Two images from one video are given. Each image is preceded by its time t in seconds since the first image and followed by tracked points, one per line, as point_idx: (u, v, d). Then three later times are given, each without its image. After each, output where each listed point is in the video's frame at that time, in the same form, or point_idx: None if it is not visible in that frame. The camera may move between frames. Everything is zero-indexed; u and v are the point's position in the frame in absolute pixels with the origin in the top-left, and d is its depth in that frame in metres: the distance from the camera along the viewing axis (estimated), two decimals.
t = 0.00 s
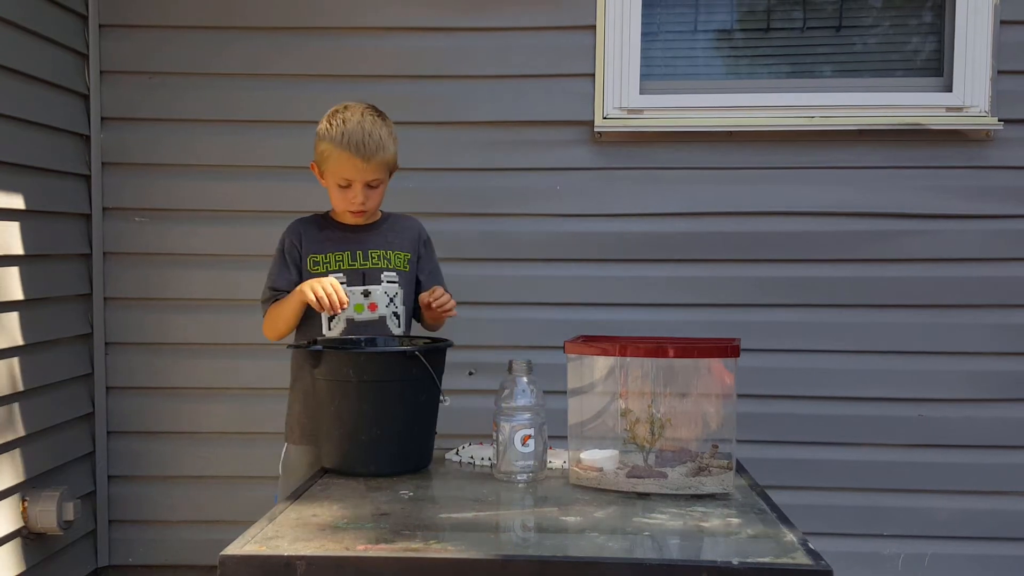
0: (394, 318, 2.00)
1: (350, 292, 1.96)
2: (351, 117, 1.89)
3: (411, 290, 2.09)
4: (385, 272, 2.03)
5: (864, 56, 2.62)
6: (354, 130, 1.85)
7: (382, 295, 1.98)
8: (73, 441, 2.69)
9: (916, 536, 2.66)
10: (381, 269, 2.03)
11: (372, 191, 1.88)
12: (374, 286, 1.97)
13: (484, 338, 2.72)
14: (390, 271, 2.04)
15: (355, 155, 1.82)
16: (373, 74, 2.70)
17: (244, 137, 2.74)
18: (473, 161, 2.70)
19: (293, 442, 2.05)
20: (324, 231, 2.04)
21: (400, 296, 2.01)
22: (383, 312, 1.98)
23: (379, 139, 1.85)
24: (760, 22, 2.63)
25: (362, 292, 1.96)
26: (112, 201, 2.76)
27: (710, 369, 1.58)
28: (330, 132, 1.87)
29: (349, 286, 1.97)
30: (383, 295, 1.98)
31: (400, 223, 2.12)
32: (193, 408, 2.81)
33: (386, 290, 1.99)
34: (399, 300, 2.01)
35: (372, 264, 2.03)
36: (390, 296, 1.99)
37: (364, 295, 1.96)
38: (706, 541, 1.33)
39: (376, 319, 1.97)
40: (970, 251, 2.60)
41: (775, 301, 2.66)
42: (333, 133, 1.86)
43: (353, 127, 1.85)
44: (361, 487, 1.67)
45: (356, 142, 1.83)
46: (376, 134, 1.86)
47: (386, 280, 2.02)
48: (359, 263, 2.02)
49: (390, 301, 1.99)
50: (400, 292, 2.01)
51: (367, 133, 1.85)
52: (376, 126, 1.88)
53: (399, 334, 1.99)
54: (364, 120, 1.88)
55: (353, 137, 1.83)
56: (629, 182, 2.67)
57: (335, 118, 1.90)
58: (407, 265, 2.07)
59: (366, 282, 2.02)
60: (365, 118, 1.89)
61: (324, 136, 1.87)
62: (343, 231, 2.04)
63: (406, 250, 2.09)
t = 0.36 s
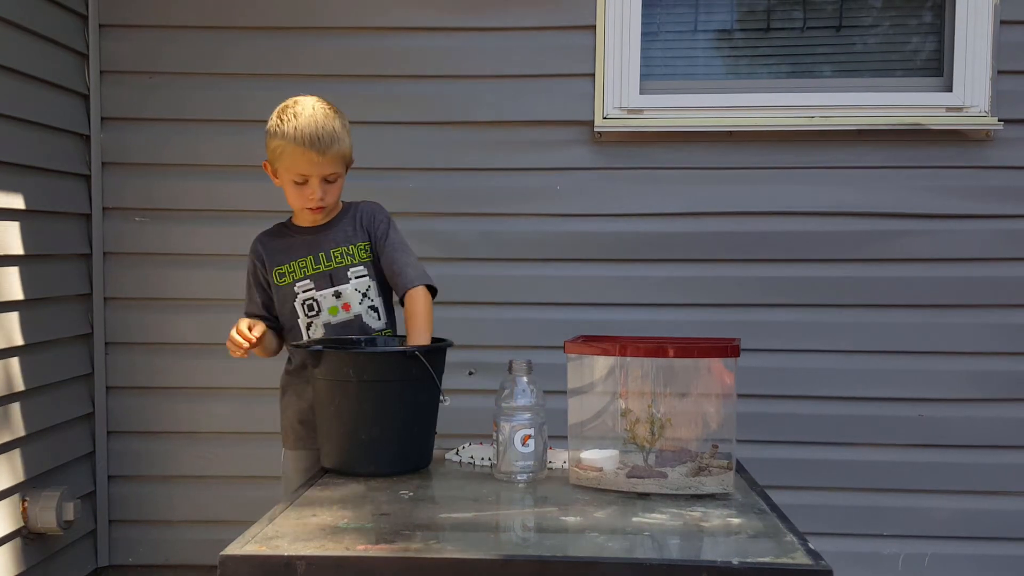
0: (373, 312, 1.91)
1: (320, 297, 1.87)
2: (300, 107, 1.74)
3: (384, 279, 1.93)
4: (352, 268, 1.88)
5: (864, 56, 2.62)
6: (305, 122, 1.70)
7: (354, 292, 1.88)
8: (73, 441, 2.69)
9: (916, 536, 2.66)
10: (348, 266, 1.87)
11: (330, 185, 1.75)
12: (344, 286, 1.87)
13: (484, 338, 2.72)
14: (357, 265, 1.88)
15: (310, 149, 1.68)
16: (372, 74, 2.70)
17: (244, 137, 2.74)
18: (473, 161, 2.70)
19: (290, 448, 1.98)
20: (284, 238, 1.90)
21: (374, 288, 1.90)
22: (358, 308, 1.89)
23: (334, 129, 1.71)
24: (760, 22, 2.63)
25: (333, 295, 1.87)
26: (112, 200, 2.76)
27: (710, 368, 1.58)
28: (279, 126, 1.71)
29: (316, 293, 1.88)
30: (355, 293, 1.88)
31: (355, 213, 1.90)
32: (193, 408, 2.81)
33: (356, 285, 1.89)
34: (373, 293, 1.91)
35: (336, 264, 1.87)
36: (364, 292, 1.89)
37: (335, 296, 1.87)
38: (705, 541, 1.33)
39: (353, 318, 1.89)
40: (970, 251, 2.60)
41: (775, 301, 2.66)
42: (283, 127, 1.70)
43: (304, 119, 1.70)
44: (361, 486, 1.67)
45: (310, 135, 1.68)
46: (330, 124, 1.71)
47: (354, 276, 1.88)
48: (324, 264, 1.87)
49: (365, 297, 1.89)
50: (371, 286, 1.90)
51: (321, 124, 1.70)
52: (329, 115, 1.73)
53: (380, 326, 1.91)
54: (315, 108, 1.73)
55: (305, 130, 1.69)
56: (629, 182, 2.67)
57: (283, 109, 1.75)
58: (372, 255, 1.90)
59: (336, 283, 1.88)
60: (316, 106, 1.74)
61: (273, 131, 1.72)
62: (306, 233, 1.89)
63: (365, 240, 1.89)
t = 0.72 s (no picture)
0: (356, 325, 1.84)
1: (303, 306, 1.85)
2: (290, 119, 1.74)
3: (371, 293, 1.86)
4: (336, 280, 1.83)
5: (864, 56, 2.62)
6: (293, 134, 1.70)
7: (336, 304, 1.83)
8: (73, 441, 2.69)
9: (915, 536, 2.66)
10: (332, 276, 1.83)
11: (323, 196, 1.74)
12: (327, 297, 1.84)
13: (484, 338, 2.72)
14: (342, 277, 1.83)
15: (300, 160, 1.68)
16: (372, 74, 2.70)
17: (244, 137, 2.74)
18: (473, 161, 2.70)
19: (289, 450, 1.98)
20: (277, 240, 1.89)
21: (359, 301, 1.85)
22: (340, 321, 1.84)
23: (322, 138, 1.70)
24: (760, 22, 2.63)
25: (315, 304, 1.84)
26: (112, 200, 2.76)
27: (710, 369, 1.58)
28: (269, 139, 1.71)
29: (300, 301, 1.85)
30: (337, 305, 1.83)
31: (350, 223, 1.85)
32: (193, 408, 2.81)
33: (339, 298, 1.83)
34: (357, 306, 1.85)
35: (321, 274, 1.84)
36: (347, 305, 1.84)
37: (317, 307, 1.84)
38: (705, 541, 1.33)
39: (334, 330, 1.84)
40: (970, 251, 2.60)
41: (775, 301, 2.66)
42: (273, 139, 1.71)
43: (293, 131, 1.70)
44: (361, 486, 1.67)
45: (298, 147, 1.68)
46: (317, 134, 1.71)
47: (338, 288, 1.83)
48: (310, 273, 1.84)
49: (348, 310, 1.84)
50: (354, 299, 1.84)
51: (309, 134, 1.70)
52: (319, 126, 1.73)
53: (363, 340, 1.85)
54: (305, 120, 1.73)
55: (293, 141, 1.68)
56: (629, 181, 2.67)
57: (273, 123, 1.75)
58: (358, 269, 1.84)
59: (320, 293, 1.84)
60: (305, 117, 1.74)
61: (265, 143, 1.72)
62: (298, 238, 1.86)
63: (353, 252, 1.84)
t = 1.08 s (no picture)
0: (356, 327, 1.85)
1: (303, 307, 1.84)
2: (294, 122, 1.73)
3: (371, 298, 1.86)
4: (337, 283, 1.83)
5: (865, 56, 2.61)
6: (298, 137, 1.69)
7: (338, 307, 1.83)
8: (73, 442, 2.69)
9: (916, 536, 2.66)
10: (333, 280, 1.83)
11: (327, 199, 1.73)
12: (328, 300, 1.83)
13: (483, 338, 2.72)
14: (342, 280, 1.83)
15: (304, 164, 1.67)
16: (372, 73, 2.69)
17: (243, 137, 2.73)
18: (473, 160, 2.70)
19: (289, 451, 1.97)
20: (280, 240, 1.88)
21: (360, 305, 1.85)
22: (341, 324, 1.84)
23: (327, 143, 1.70)
24: (760, 21, 2.63)
25: (316, 307, 1.83)
26: (111, 200, 2.76)
27: (710, 369, 1.58)
28: (273, 142, 1.71)
29: (300, 303, 1.84)
30: (338, 308, 1.83)
31: (353, 225, 1.85)
32: (192, 408, 2.80)
33: (340, 301, 1.83)
34: (357, 309, 1.85)
35: (322, 277, 1.83)
36: (347, 309, 1.84)
37: (318, 309, 1.83)
38: (705, 541, 1.32)
39: (335, 332, 1.84)
40: (970, 250, 2.60)
41: (775, 301, 2.66)
42: (277, 143, 1.70)
43: (298, 135, 1.70)
44: (360, 487, 1.67)
45: (303, 151, 1.67)
46: (323, 138, 1.70)
47: (339, 291, 1.83)
48: (312, 275, 1.84)
49: (348, 314, 1.84)
50: (355, 303, 1.84)
51: (314, 138, 1.69)
52: (322, 129, 1.72)
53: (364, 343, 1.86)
54: (309, 122, 1.73)
55: (298, 145, 1.68)
56: (629, 181, 2.67)
57: (277, 125, 1.74)
58: (360, 273, 1.83)
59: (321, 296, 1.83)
60: (310, 120, 1.74)
61: (269, 146, 1.72)
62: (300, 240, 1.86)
63: (355, 256, 1.83)
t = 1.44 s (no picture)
0: (355, 328, 1.84)
1: (303, 307, 1.84)
2: (296, 125, 1.72)
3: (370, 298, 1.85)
4: (337, 284, 1.82)
5: (866, 56, 2.61)
6: (299, 141, 1.68)
7: (337, 308, 1.82)
8: (72, 442, 2.68)
9: (916, 537, 2.66)
10: (333, 280, 1.82)
11: (328, 203, 1.73)
12: (327, 300, 1.83)
13: (483, 338, 2.71)
14: (342, 281, 1.82)
15: (305, 169, 1.66)
16: (372, 73, 2.69)
17: (243, 137, 2.73)
18: (472, 160, 2.69)
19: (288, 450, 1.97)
20: (282, 239, 1.88)
21: (360, 305, 1.84)
22: (339, 324, 1.83)
23: (329, 148, 1.68)
24: (760, 21, 2.63)
25: (315, 306, 1.83)
26: (110, 200, 2.75)
27: (710, 369, 1.57)
28: (275, 145, 1.70)
29: (300, 302, 1.84)
30: (337, 309, 1.82)
31: (355, 225, 1.84)
32: (191, 408, 2.80)
33: (339, 301, 1.82)
34: (357, 310, 1.84)
35: (323, 277, 1.82)
36: (347, 309, 1.83)
37: (317, 308, 1.83)
38: (706, 541, 1.32)
39: (334, 333, 1.83)
40: (971, 250, 2.59)
41: (775, 301, 2.65)
42: (279, 146, 1.69)
43: (300, 139, 1.68)
44: (360, 487, 1.66)
45: (304, 156, 1.66)
46: (324, 143, 1.69)
47: (338, 291, 1.82)
48: (311, 275, 1.83)
49: (347, 315, 1.83)
50: (354, 304, 1.83)
51: (315, 143, 1.68)
52: (325, 132, 1.71)
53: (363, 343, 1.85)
54: (311, 126, 1.71)
55: (300, 149, 1.67)
56: (629, 181, 2.66)
57: (280, 127, 1.73)
58: (360, 274, 1.83)
59: (320, 295, 1.83)
60: (313, 124, 1.72)
61: (271, 149, 1.71)
62: (301, 239, 1.85)
63: (356, 256, 1.83)
